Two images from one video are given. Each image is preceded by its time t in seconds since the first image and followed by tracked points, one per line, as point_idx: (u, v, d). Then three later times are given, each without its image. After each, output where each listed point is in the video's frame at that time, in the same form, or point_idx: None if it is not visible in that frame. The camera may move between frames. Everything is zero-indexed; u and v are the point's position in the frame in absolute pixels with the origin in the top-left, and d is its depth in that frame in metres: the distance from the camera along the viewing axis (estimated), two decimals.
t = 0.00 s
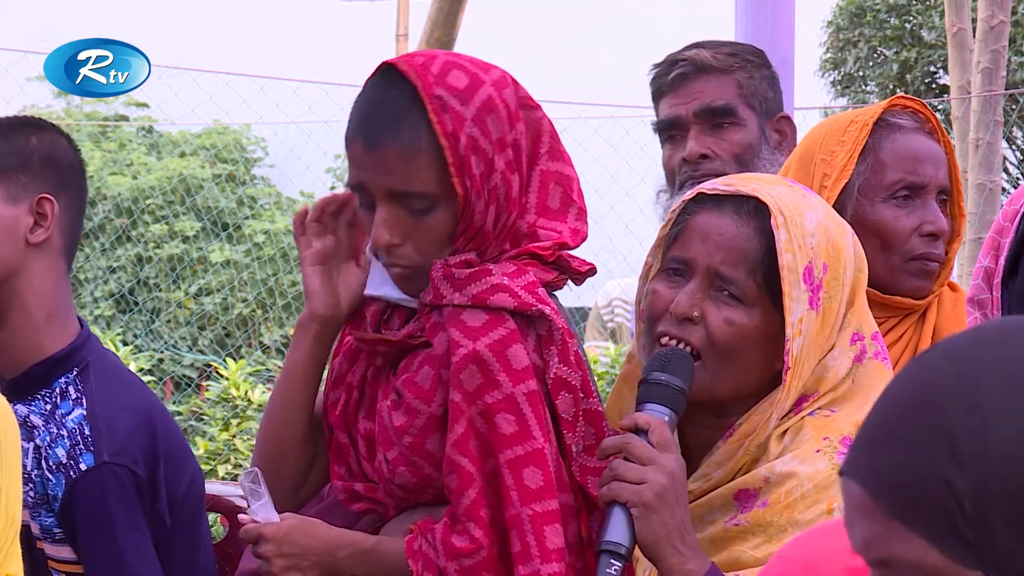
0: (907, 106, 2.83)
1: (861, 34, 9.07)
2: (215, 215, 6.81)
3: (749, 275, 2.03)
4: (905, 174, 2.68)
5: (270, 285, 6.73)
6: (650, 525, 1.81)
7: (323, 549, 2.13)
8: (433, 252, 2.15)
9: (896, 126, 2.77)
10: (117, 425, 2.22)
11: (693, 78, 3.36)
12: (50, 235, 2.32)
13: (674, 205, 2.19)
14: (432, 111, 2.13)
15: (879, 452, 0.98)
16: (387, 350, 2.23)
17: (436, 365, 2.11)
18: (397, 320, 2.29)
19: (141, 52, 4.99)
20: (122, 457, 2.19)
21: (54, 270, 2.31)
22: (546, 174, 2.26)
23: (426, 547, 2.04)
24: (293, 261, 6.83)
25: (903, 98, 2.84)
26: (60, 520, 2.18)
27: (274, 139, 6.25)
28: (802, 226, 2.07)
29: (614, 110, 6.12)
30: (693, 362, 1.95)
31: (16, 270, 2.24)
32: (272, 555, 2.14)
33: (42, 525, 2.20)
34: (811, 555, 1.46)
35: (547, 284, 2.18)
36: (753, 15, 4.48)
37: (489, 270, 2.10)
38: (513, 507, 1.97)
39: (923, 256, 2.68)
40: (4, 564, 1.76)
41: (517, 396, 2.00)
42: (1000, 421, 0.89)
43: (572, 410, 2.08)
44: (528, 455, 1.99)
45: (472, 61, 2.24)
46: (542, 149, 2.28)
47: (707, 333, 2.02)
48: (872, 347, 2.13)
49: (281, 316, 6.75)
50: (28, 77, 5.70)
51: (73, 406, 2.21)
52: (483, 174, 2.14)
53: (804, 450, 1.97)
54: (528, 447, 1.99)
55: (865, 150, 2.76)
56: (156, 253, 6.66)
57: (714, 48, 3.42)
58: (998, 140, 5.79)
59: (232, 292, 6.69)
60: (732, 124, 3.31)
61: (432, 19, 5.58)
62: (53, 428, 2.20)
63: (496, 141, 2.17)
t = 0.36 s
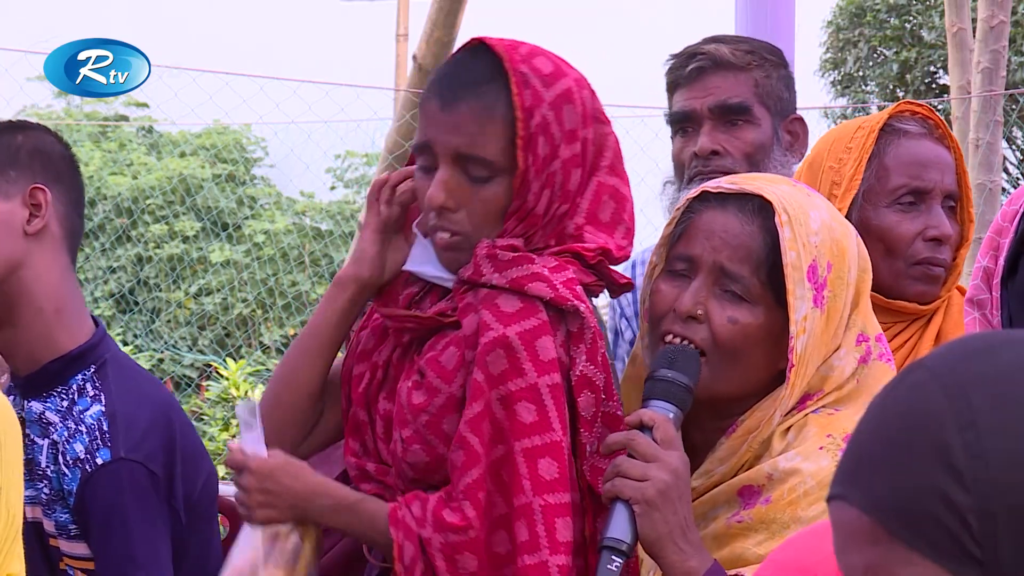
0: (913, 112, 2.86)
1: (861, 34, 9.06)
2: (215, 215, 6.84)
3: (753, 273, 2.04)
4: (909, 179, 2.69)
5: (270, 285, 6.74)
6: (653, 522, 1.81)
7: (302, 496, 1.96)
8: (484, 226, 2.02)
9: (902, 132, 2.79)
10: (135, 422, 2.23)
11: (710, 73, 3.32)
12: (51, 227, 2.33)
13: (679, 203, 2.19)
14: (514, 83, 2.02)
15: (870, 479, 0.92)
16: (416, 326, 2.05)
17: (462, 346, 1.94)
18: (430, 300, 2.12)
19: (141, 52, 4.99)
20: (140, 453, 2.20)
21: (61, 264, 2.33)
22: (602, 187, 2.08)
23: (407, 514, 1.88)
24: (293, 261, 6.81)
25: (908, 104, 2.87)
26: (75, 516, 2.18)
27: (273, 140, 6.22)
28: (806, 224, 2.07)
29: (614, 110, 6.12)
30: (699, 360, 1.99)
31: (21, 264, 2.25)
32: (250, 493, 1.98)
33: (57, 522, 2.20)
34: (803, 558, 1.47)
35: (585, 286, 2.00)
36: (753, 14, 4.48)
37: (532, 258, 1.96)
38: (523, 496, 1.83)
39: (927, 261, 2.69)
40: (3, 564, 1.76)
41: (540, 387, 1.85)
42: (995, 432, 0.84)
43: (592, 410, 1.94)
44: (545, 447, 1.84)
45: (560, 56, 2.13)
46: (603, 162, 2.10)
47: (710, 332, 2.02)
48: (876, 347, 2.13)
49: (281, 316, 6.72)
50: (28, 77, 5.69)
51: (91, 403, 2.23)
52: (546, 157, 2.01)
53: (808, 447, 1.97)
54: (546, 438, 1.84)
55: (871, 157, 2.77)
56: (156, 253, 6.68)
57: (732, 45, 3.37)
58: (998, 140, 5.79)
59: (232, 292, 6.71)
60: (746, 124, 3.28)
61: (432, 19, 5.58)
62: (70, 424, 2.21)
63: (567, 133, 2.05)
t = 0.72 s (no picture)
0: (910, 118, 2.86)
1: (861, 34, 9.05)
2: (215, 215, 6.88)
3: (748, 270, 2.04)
4: (903, 187, 2.71)
5: (270, 284, 6.69)
6: (649, 516, 1.81)
7: (283, 436, 2.04)
8: (550, 206, 2.14)
9: (897, 138, 2.79)
10: (148, 421, 2.34)
11: (757, 62, 3.38)
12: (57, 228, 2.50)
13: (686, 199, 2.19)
14: (614, 77, 2.22)
15: (948, 451, 1.04)
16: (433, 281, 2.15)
17: (474, 322, 2.03)
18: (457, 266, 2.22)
19: (141, 52, 5.00)
20: (151, 452, 2.31)
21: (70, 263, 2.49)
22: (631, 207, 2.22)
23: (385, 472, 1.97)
24: (293, 261, 6.77)
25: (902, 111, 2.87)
26: (84, 513, 2.29)
27: (273, 140, 6.21)
28: (807, 225, 2.06)
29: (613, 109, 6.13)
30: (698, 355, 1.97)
31: (29, 262, 2.42)
32: (230, 431, 2.06)
33: (68, 519, 2.32)
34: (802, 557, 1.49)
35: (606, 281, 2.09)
36: (753, 14, 4.48)
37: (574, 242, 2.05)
38: (529, 476, 1.89)
39: (921, 268, 2.68)
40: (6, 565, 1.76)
41: (553, 370, 1.92)
42: None
43: (602, 404, 1.99)
44: (553, 429, 1.90)
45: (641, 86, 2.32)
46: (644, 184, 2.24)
47: (703, 326, 2.03)
48: (897, 363, 2.13)
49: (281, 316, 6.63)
50: (28, 77, 5.69)
51: (106, 401, 2.35)
52: (615, 155, 2.18)
53: (809, 441, 1.97)
54: (555, 421, 1.90)
55: (865, 164, 2.78)
56: (156, 253, 6.72)
57: (780, 35, 3.46)
58: (998, 140, 5.79)
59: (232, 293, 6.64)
60: (794, 113, 3.32)
61: (432, 19, 5.58)
62: (85, 422, 2.33)
63: (634, 144, 2.22)
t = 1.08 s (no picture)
0: (916, 121, 2.85)
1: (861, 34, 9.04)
2: (215, 215, 6.84)
3: (744, 273, 2.04)
4: (906, 193, 2.70)
5: (270, 285, 6.74)
6: (635, 515, 1.84)
7: (323, 505, 1.88)
8: (514, 206, 2.11)
9: (902, 143, 2.79)
10: (136, 417, 2.30)
11: (835, 53, 3.50)
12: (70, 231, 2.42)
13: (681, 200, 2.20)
14: (569, 73, 2.18)
15: (989, 423, 1.05)
16: (421, 300, 2.13)
17: (468, 331, 2.01)
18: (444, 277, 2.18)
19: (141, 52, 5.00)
20: (140, 448, 2.27)
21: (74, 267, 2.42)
22: (609, 202, 2.16)
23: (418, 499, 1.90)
24: (293, 261, 6.79)
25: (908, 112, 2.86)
26: (75, 512, 2.26)
27: (273, 139, 6.29)
28: (803, 227, 2.05)
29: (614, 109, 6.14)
30: (685, 354, 1.97)
31: (39, 263, 2.34)
32: (261, 503, 1.89)
33: (59, 519, 2.28)
34: (800, 557, 1.48)
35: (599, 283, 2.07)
36: (753, 15, 4.49)
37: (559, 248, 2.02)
38: (541, 484, 1.87)
39: (923, 274, 2.69)
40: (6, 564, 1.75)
41: (559, 377, 1.91)
42: None
43: (610, 404, 2.00)
44: (563, 435, 1.89)
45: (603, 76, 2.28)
46: (619, 180, 2.18)
47: (698, 328, 2.03)
48: (889, 361, 2.12)
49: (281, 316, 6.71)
50: (28, 77, 5.71)
51: (93, 399, 2.30)
52: (581, 147, 2.14)
53: (798, 439, 1.97)
54: (565, 427, 1.89)
55: (869, 168, 2.78)
56: (156, 253, 6.66)
57: (859, 28, 3.55)
58: (998, 140, 5.79)
59: (232, 292, 6.69)
60: (866, 107, 3.43)
61: (432, 19, 5.58)
62: (73, 420, 2.28)
63: (602, 135, 2.18)
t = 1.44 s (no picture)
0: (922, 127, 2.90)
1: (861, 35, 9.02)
2: (215, 215, 6.80)
3: (738, 280, 2.03)
4: (908, 201, 2.74)
5: (270, 285, 6.68)
6: (624, 525, 1.81)
7: (382, 547, 1.85)
8: (440, 234, 2.00)
9: (905, 150, 2.83)
10: (142, 413, 2.34)
11: (852, 48, 3.53)
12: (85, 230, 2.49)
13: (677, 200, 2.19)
14: (461, 87, 2.02)
15: None
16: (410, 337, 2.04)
17: (461, 350, 1.97)
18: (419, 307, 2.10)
19: (141, 52, 5.00)
20: (146, 444, 2.31)
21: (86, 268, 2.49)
22: (587, 181, 2.08)
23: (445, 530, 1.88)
24: (293, 261, 6.73)
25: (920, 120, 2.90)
26: (80, 509, 2.29)
27: (274, 140, 6.29)
28: (798, 235, 2.06)
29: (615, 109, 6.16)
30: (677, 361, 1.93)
31: (55, 263, 2.40)
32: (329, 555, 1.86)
33: (63, 516, 2.31)
34: (799, 558, 1.48)
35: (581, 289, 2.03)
36: (753, 15, 4.48)
37: (535, 261, 1.98)
38: (549, 501, 1.87)
39: (923, 282, 2.73)
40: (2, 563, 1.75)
41: (560, 392, 1.89)
42: None
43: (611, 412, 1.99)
44: (567, 451, 1.88)
45: (519, 53, 2.12)
46: (589, 155, 2.10)
47: (688, 334, 2.01)
48: (875, 362, 2.11)
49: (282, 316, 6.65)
50: (28, 77, 5.72)
51: (99, 395, 2.34)
52: (508, 154, 2.00)
53: (783, 446, 1.97)
54: (569, 443, 1.88)
55: (871, 174, 2.83)
56: (157, 253, 6.63)
57: (878, 22, 3.57)
58: (998, 140, 5.78)
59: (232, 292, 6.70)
60: (882, 103, 3.48)
61: (432, 19, 5.58)
62: (79, 416, 2.32)
63: (528, 129, 2.04)
